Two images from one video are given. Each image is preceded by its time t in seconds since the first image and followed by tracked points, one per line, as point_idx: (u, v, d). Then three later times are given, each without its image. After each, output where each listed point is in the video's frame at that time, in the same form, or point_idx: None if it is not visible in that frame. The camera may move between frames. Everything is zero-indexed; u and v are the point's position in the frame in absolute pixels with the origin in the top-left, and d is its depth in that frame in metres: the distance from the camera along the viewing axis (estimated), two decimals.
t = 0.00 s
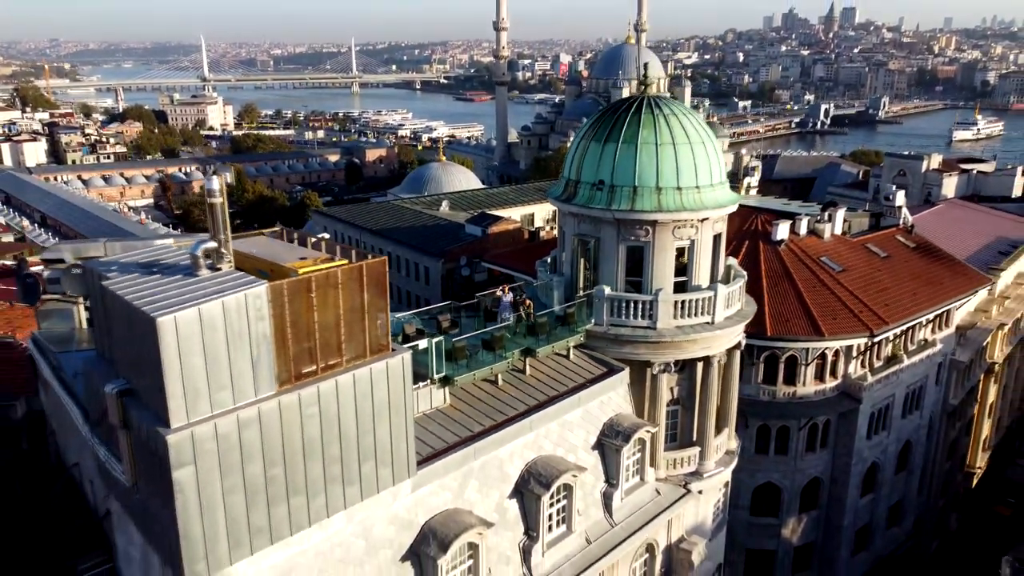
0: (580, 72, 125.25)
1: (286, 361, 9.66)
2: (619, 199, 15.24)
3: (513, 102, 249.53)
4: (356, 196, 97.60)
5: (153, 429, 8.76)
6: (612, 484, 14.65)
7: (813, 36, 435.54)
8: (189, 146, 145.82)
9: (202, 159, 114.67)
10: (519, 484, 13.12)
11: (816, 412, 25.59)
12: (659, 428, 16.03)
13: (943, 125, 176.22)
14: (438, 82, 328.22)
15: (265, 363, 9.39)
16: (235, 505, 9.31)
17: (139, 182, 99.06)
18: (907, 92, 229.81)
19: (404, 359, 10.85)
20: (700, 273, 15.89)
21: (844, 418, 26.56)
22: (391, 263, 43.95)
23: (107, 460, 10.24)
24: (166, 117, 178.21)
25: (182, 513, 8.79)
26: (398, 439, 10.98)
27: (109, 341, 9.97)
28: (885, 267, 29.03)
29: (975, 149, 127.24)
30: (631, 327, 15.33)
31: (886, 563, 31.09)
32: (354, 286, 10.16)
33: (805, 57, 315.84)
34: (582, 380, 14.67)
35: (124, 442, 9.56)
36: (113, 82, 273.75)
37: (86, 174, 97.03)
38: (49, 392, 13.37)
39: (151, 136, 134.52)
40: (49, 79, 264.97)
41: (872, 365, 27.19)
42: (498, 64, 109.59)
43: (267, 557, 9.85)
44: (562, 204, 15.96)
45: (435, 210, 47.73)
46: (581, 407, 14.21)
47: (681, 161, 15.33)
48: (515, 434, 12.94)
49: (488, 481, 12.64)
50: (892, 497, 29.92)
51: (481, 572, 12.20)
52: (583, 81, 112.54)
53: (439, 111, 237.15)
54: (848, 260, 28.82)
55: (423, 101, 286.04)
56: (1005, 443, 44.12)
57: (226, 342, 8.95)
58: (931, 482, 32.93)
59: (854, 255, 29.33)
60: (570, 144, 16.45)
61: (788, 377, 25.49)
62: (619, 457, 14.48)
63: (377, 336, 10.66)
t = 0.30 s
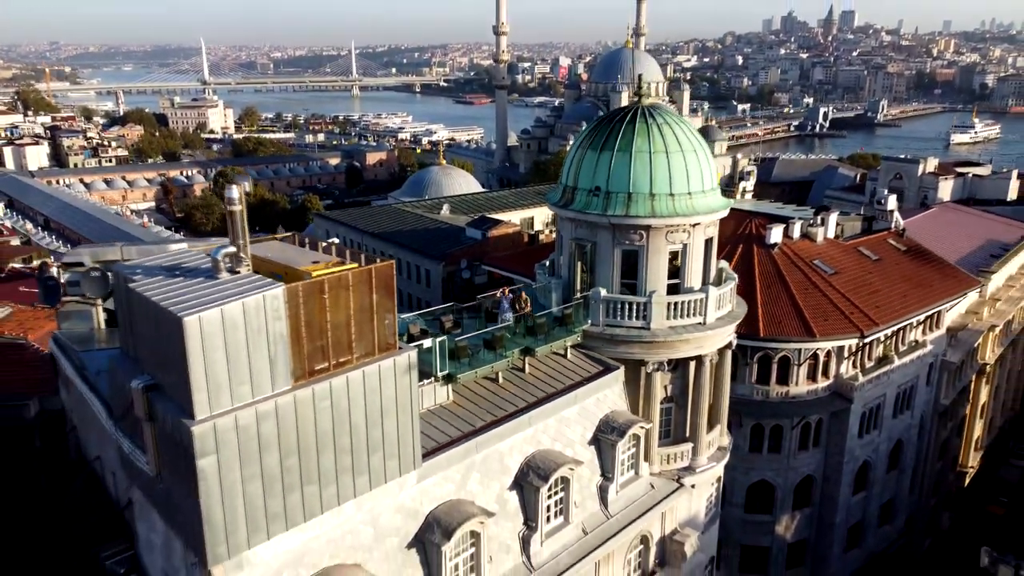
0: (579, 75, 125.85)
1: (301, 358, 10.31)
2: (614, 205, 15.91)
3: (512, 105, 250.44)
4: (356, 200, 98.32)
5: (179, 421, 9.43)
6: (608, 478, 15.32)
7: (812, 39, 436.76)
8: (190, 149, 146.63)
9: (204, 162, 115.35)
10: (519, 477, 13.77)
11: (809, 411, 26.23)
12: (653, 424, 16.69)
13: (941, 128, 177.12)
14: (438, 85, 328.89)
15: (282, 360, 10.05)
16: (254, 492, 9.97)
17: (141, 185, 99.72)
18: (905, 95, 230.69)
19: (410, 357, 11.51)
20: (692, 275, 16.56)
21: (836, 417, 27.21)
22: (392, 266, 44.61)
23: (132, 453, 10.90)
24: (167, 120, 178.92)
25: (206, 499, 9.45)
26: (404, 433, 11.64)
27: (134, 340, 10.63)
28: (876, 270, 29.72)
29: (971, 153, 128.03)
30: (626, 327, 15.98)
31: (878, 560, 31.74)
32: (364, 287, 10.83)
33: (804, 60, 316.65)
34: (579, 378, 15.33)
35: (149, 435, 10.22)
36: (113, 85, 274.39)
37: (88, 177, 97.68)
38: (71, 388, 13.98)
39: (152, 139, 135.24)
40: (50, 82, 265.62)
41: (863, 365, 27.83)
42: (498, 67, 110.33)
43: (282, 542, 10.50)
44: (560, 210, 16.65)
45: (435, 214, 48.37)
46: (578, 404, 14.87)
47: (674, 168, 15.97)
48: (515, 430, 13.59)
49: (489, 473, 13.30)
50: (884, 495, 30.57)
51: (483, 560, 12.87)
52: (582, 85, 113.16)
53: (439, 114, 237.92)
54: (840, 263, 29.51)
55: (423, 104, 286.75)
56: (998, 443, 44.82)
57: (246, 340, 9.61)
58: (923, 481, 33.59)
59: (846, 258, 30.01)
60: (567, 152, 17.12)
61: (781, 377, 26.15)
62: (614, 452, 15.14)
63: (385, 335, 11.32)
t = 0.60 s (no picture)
0: (578, 78, 126.60)
1: (314, 355, 10.98)
2: (610, 211, 16.59)
3: (512, 108, 251.41)
4: (357, 203, 99.04)
5: (201, 414, 10.10)
6: (604, 473, 15.99)
7: (811, 42, 438.37)
8: (191, 153, 147.44)
9: (205, 166, 116.04)
10: (519, 471, 14.45)
11: (802, 411, 26.89)
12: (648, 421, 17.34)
13: (939, 132, 178.04)
14: (438, 89, 330.02)
15: (297, 358, 10.72)
16: (270, 482, 10.63)
17: (143, 189, 100.39)
18: (904, 98, 231.71)
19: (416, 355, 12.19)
20: (685, 278, 17.24)
21: (828, 416, 27.86)
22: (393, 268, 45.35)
23: (153, 446, 11.55)
24: (168, 124, 179.65)
25: (226, 488, 10.11)
26: (410, 427, 12.32)
27: (156, 341, 11.32)
28: (868, 273, 30.40)
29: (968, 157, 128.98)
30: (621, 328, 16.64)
31: (871, 558, 32.36)
32: (372, 288, 11.50)
33: (803, 64, 318.03)
34: (576, 377, 15.99)
35: (171, 429, 10.88)
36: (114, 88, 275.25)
37: (90, 181, 98.35)
38: (91, 385, 14.67)
39: (154, 143, 135.97)
40: (51, 86, 266.46)
41: (855, 366, 28.47)
42: (498, 71, 111.11)
43: (295, 529, 11.16)
44: (558, 215, 17.35)
45: (437, 217, 49.08)
46: (575, 402, 15.55)
47: (667, 175, 16.65)
48: (514, 425, 14.25)
49: (490, 467, 13.96)
50: (876, 493, 31.21)
51: (484, 549, 13.53)
52: (582, 89, 113.91)
53: (439, 118, 238.84)
54: (833, 266, 30.19)
55: (423, 107, 287.84)
56: (992, 443, 45.48)
57: (265, 339, 10.29)
58: (916, 480, 34.21)
59: (839, 261, 30.70)
60: (565, 160, 17.79)
61: (775, 378, 26.81)
62: (610, 448, 15.79)
63: (392, 335, 11.99)
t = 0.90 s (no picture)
0: (578, 83, 127.26)
1: (326, 355, 11.65)
2: (606, 217, 17.26)
3: (512, 112, 252.27)
4: (358, 207, 99.71)
5: (220, 409, 10.77)
6: (601, 468, 16.63)
7: (811, 46, 439.24)
8: (192, 156, 148.16)
9: (207, 170, 116.76)
10: (518, 466, 15.10)
11: (795, 411, 27.52)
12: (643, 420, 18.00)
13: (938, 135, 178.72)
14: (438, 92, 330.71)
15: (309, 356, 11.39)
16: (284, 474, 11.29)
17: (145, 193, 101.02)
18: (904, 102, 232.38)
19: (421, 355, 12.84)
20: (679, 281, 17.90)
21: (821, 417, 28.51)
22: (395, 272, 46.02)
23: (173, 441, 12.22)
24: (169, 128, 180.48)
25: (244, 478, 10.78)
26: (415, 423, 12.98)
27: (176, 341, 12.00)
28: (861, 277, 31.09)
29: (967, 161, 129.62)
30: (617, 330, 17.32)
31: (864, 556, 33.00)
32: (380, 292, 12.17)
33: (803, 68, 319.03)
34: (573, 376, 16.64)
35: (190, 424, 11.55)
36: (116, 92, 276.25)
37: (93, 185, 99.06)
38: (109, 383, 15.40)
39: (155, 147, 136.55)
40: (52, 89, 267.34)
41: (848, 367, 29.11)
42: (499, 76, 111.86)
43: (308, 519, 11.81)
44: (557, 221, 18.04)
45: (438, 222, 49.73)
46: (573, 400, 16.21)
47: (661, 182, 17.31)
48: (514, 423, 14.89)
49: (491, 461, 14.62)
50: (868, 492, 31.85)
51: (485, 540, 14.18)
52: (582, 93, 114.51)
53: (439, 122, 239.54)
54: (827, 270, 30.88)
55: (424, 110, 288.75)
56: (986, 444, 46.13)
57: (279, 339, 10.96)
58: (908, 480, 34.84)
59: (833, 265, 31.37)
60: (563, 167, 18.45)
61: (768, 379, 27.48)
62: (607, 445, 16.44)
63: (400, 335, 12.66)
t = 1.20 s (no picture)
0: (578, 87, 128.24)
1: (336, 354, 12.32)
2: (603, 223, 17.94)
3: (512, 115, 253.19)
4: (359, 211, 100.46)
5: (237, 405, 11.42)
6: (597, 464, 17.27)
7: (811, 49, 440.04)
8: (194, 160, 148.85)
9: (209, 173, 117.47)
10: (518, 462, 15.75)
11: (789, 411, 28.16)
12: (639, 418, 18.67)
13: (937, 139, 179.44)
14: (439, 95, 331.61)
15: (320, 355, 12.05)
16: (297, 467, 11.94)
17: (148, 196, 101.60)
18: (903, 106, 233.26)
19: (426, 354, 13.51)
20: (673, 284, 18.57)
21: (814, 417, 29.17)
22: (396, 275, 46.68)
23: (190, 435, 12.87)
24: (170, 131, 181.19)
25: (259, 471, 11.44)
26: (420, 419, 13.64)
27: (193, 341, 12.66)
28: (854, 280, 31.77)
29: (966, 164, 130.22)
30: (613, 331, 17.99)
31: (858, 554, 33.63)
32: (387, 294, 12.85)
33: (802, 71, 320.12)
34: (571, 376, 17.31)
35: (207, 419, 12.22)
36: (117, 96, 277.03)
37: (96, 189, 99.72)
38: (126, 382, 16.12)
39: (157, 150, 137.36)
40: (53, 93, 267.95)
41: (841, 368, 29.75)
42: (499, 80, 112.59)
43: (319, 510, 12.47)
44: (555, 227, 18.72)
45: (438, 225, 50.33)
46: (570, 399, 16.87)
47: (655, 188, 17.99)
48: (513, 420, 15.54)
49: (492, 457, 15.28)
50: (862, 491, 32.49)
51: (486, 531, 14.86)
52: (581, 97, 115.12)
53: (440, 125, 240.31)
54: (820, 273, 31.55)
55: (424, 114, 289.63)
56: (980, 444, 46.77)
57: (293, 339, 11.63)
58: (902, 479, 35.46)
59: (826, 268, 32.05)
60: (561, 175, 19.16)
61: (762, 380, 28.15)
62: (603, 442, 17.10)
63: (405, 335, 13.32)
